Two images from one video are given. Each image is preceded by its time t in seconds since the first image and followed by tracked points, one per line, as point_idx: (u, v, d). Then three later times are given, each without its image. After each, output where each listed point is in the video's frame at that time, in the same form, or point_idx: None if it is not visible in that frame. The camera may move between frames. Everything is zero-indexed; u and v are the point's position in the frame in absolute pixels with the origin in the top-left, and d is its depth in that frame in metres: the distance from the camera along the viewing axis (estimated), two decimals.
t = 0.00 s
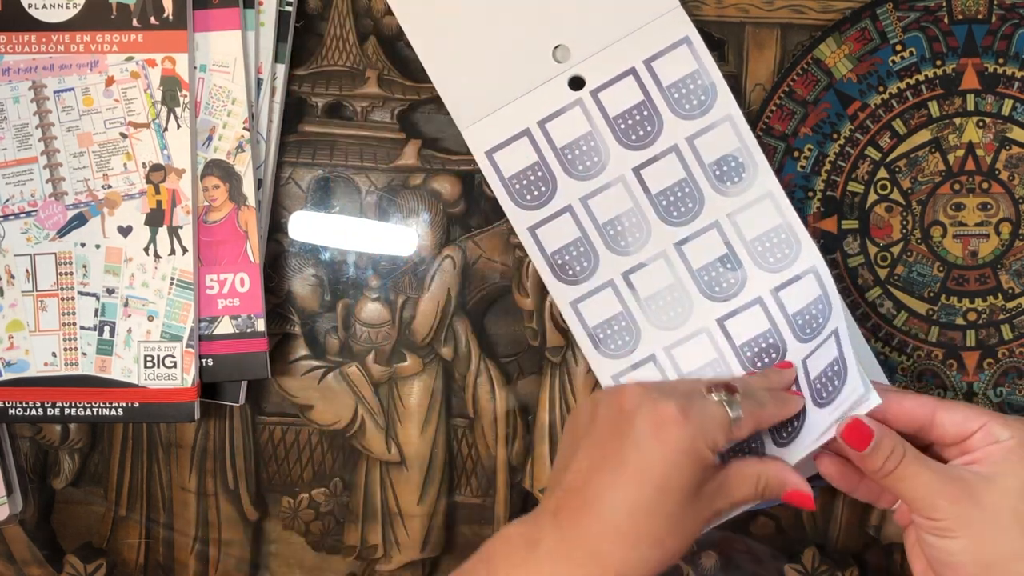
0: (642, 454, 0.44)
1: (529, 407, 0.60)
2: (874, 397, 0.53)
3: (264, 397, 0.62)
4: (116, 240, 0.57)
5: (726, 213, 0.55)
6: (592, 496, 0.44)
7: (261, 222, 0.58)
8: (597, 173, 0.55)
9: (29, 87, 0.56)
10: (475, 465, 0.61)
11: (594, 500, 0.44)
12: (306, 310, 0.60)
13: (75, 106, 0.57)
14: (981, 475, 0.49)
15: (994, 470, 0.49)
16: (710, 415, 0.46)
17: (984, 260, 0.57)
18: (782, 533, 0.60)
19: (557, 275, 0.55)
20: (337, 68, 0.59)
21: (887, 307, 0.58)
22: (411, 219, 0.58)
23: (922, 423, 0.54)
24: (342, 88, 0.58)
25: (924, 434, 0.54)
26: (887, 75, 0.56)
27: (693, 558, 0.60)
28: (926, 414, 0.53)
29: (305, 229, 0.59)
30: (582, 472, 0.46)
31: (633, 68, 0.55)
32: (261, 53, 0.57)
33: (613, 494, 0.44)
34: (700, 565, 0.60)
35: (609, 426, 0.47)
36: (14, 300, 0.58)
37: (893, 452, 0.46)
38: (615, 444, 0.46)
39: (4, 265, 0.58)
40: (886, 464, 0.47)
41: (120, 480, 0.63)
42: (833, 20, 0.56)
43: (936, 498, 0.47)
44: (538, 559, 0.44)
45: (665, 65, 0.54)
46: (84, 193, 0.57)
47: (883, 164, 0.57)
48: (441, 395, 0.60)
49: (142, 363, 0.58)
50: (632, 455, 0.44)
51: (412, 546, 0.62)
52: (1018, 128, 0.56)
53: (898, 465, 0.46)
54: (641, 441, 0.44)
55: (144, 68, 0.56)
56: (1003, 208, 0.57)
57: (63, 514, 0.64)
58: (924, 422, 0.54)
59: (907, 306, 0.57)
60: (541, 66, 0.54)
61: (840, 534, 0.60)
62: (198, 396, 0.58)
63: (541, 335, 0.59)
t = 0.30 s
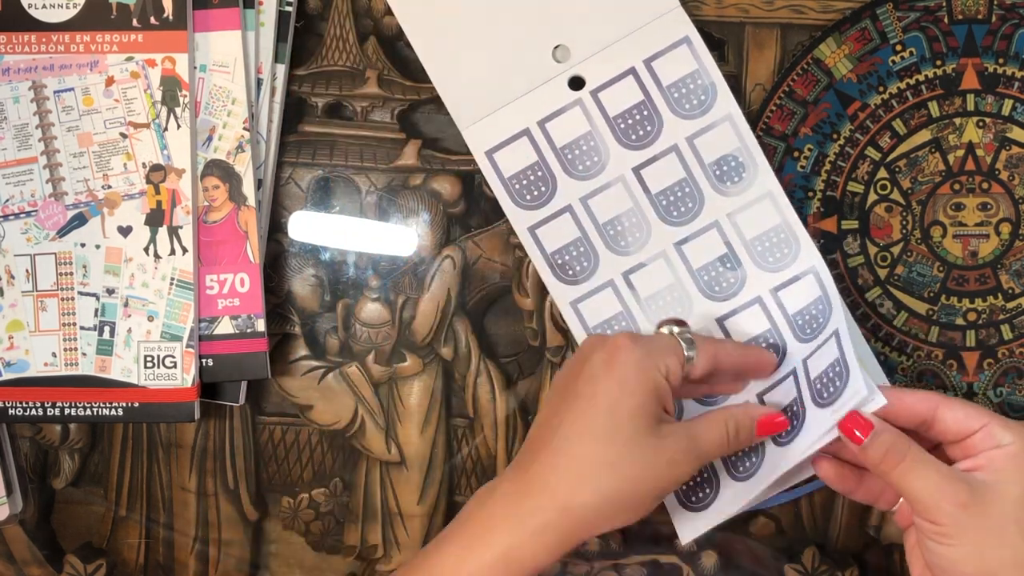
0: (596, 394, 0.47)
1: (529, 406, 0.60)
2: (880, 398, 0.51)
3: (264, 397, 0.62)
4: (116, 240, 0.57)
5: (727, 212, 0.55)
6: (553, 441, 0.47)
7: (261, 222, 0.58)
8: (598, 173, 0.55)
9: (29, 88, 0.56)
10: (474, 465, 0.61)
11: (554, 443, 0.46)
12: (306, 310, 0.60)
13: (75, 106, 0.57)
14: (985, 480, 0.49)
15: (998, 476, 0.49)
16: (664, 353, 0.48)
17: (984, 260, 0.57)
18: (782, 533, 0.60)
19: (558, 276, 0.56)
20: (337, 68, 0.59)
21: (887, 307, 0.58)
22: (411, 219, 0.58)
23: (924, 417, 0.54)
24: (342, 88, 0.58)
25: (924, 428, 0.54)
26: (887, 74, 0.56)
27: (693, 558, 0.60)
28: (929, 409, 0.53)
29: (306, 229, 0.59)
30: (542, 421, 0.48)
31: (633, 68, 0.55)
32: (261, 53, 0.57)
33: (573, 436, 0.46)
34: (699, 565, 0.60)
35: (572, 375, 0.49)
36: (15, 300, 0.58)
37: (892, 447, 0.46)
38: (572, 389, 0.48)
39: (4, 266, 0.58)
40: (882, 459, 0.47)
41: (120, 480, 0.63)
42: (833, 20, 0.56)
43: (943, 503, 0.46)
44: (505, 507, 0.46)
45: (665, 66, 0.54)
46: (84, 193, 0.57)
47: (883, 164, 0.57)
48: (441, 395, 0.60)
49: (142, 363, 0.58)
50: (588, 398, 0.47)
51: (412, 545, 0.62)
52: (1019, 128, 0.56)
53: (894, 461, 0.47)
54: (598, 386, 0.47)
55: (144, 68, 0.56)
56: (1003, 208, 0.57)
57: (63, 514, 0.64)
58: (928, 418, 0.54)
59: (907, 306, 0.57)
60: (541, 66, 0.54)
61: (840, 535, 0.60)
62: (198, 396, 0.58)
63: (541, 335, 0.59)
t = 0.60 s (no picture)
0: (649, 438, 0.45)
1: (529, 406, 0.60)
2: (870, 417, 0.50)
3: (264, 397, 0.62)
4: (116, 240, 0.57)
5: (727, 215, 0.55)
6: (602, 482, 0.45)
7: (261, 223, 0.58)
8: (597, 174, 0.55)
9: (29, 87, 0.56)
10: (475, 465, 0.61)
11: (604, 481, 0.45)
12: (306, 310, 0.60)
13: (75, 106, 0.57)
14: (975, 496, 0.48)
15: (985, 491, 0.48)
16: (722, 405, 0.46)
17: (984, 260, 0.57)
18: (782, 533, 0.60)
19: (557, 276, 0.56)
20: (338, 68, 0.59)
21: (887, 307, 0.58)
22: (411, 219, 0.58)
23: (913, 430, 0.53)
24: (342, 88, 0.58)
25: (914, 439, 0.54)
26: (887, 75, 0.56)
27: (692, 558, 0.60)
28: (917, 422, 0.53)
29: (305, 229, 0.59)
30: (592, 455, 0.47)
31: (633, 69, 0.55)
32: (261, 53, 0.57)
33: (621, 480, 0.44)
34: (699, 564, 0.60)
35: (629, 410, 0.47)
36: (14, 300, 0.58)
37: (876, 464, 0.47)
38: (624, 430, 0.46)
39: (4, 266, 0.58)
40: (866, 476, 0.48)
41: (120, 480, 0.63)
42: (833, 20, 0.56)
43: (930, 520, 0.46)
44: (554, 547, 0.45)
45: (665, 66, 0.54)
46: (84, 193, 0.57)
47: (884, 164, 0.57)
48: (441, 395, 0.60)
49: (142, 363, 0.58)
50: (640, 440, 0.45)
51: (412, 545, 0.62)
52: (1018, 128, 0.56)
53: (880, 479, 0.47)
54: (653, 426, 0.45)
55: (144, 68, 0.56)
56: (1003, 207, 0.57)
57: (63, 514, 0.64)
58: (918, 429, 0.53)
59: (907, 306, 0.57)
60: (540, 66, 0.54)
61: (840, 534, 0.60)
62: (198, 396, 0.58)
63: (541, 335, 0.59)
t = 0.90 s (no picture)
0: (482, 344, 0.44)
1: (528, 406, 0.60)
2: (915, 414, 0.52)
3: (264, 397, 0.61)
4: (117, 240, 0.57)
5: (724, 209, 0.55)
6: (456, 423, 0.43)
7: (260, 222, 0.58)
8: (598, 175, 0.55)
9: (29, 87, 0.56)
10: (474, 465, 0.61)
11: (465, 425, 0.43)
12: (306, 310, 0.60)
13: (75, 106, 0.57)
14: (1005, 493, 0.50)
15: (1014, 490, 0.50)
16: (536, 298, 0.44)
17: (984, 260, 0.57)
18: (782, 533, 0.60)
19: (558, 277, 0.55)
20: (338, 68, 0.59)
21: (887, 307, 0.57)
22: (411, 219, 0.59)
23: (953, 423, 0.54)
24: (342, 88, 0.59)
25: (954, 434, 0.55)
26: (887, 75, 0.56)
27: (693, 558, 0.60)
28: (959, 415, 0.54)
29: (306, 229, 0.59)
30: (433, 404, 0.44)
31: (633, 69, 0.54)
32: (261, 53, 0.57)
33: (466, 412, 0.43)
34: (699, 565, 0.60)
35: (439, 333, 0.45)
36: (14, 300, 0.58)
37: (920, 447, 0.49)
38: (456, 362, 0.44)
39: (4, 266, 0.58)
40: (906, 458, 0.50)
41: (120, 479, 0.63)
42: (833, 20, 0.56)
43: (966, 507, 0.48)
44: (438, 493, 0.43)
45: (666, 66, 0.54)
46: (84, 193, 0.57)
47: (884, 164, 0.57)
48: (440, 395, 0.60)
49: (142, 363, 0.58)
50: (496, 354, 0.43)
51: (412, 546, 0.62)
52: (1019, 128, 0.56)
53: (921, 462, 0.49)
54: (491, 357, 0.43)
55: (144, 68, 0.56)
56: (1003, 208, 0.57)
57: (63, 514, 0.64)
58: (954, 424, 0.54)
59: (907, 306, 0.57)
60: (541, 66, 0.54)
61: (841, 535, 0.60)
62: (198, 396, 0.58)
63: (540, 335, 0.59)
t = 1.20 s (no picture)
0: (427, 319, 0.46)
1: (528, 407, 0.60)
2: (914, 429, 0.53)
3: (264, 397, 0.61)
4: (117, 240, 0.57)
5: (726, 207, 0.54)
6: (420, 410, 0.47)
7: (261, 223, 0.58)
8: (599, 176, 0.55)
9: (29, 87, 0.56)
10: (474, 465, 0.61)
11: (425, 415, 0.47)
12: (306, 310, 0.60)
13: (75, 106, 0.57)
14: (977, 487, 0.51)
15: (993, 486, 0.51)
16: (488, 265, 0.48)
17: (984, 260, 0.57)
18: (782, 533, 0.60)
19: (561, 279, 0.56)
20: (338, 68, 0.59)
21: (887, 307, 0.58)
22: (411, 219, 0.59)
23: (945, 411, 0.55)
24: (342, 88, 0.59)
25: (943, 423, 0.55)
26: (887, 75, 0.56)
27: (693, 558, 0.60)
28: (951, 403, 0.54)
29: (306, 229, 0.59)
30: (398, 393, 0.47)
31: (634, 68, 0.54)
32: (261, 53, 0.57)
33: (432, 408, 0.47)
34: (699, 565, 0.60)
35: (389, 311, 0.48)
36: (14, 300, 0.58)
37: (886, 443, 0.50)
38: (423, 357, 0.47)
39: (4, 266, 0.58)
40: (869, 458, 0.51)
41: (120, 480, 0.63)
42: (833, 20, 0.56)
43: (923, 498, 0.49)
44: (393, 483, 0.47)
45: (666, 65, 0.54)
46: (84, 193, 0.57)
47: (883, 164, 0.57)
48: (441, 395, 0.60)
49: (142, 363, 0.58)
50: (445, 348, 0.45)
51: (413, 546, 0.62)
52: (1018, 128, 0.56)
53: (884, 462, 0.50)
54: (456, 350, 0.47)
55: (144, 68, 0.56)
56: (1003, 207, 0.57)
57: (63, 514, 0.64)
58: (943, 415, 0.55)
59: (907, 306, 0.57)
60: (541, 67, 0.54)
61: (841, 535, 0.60)
62: (198, 396, 0.58)
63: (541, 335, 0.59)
